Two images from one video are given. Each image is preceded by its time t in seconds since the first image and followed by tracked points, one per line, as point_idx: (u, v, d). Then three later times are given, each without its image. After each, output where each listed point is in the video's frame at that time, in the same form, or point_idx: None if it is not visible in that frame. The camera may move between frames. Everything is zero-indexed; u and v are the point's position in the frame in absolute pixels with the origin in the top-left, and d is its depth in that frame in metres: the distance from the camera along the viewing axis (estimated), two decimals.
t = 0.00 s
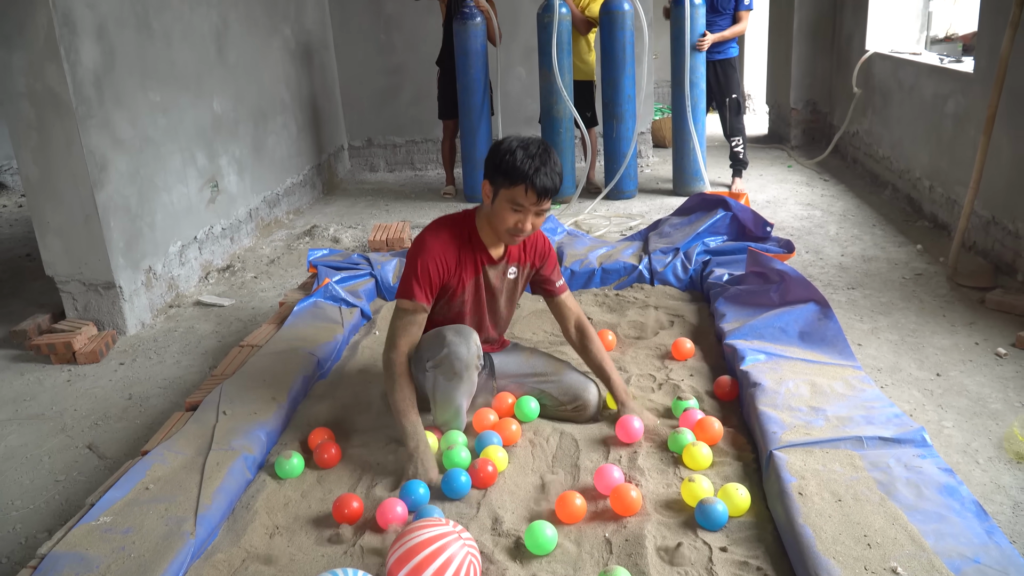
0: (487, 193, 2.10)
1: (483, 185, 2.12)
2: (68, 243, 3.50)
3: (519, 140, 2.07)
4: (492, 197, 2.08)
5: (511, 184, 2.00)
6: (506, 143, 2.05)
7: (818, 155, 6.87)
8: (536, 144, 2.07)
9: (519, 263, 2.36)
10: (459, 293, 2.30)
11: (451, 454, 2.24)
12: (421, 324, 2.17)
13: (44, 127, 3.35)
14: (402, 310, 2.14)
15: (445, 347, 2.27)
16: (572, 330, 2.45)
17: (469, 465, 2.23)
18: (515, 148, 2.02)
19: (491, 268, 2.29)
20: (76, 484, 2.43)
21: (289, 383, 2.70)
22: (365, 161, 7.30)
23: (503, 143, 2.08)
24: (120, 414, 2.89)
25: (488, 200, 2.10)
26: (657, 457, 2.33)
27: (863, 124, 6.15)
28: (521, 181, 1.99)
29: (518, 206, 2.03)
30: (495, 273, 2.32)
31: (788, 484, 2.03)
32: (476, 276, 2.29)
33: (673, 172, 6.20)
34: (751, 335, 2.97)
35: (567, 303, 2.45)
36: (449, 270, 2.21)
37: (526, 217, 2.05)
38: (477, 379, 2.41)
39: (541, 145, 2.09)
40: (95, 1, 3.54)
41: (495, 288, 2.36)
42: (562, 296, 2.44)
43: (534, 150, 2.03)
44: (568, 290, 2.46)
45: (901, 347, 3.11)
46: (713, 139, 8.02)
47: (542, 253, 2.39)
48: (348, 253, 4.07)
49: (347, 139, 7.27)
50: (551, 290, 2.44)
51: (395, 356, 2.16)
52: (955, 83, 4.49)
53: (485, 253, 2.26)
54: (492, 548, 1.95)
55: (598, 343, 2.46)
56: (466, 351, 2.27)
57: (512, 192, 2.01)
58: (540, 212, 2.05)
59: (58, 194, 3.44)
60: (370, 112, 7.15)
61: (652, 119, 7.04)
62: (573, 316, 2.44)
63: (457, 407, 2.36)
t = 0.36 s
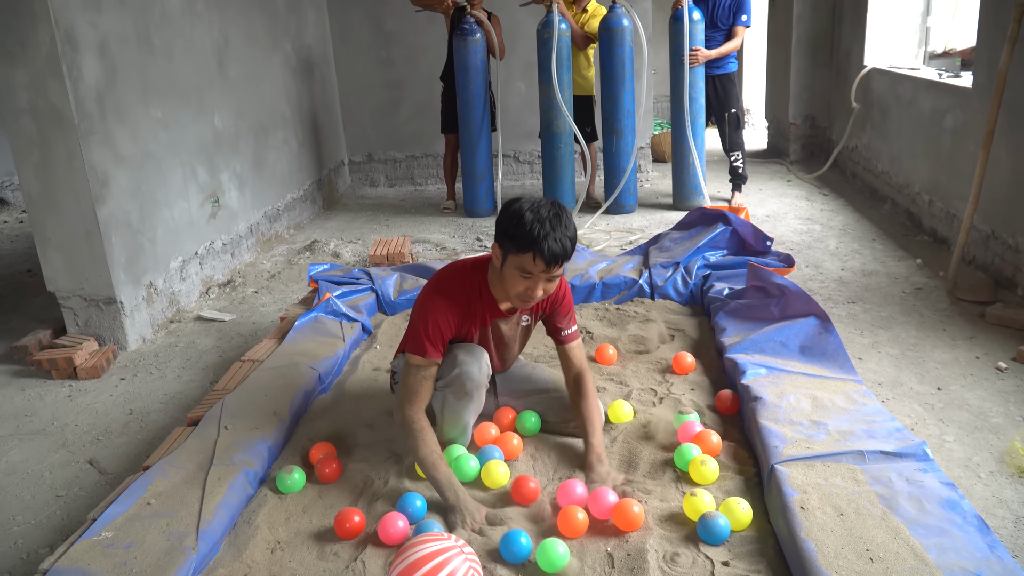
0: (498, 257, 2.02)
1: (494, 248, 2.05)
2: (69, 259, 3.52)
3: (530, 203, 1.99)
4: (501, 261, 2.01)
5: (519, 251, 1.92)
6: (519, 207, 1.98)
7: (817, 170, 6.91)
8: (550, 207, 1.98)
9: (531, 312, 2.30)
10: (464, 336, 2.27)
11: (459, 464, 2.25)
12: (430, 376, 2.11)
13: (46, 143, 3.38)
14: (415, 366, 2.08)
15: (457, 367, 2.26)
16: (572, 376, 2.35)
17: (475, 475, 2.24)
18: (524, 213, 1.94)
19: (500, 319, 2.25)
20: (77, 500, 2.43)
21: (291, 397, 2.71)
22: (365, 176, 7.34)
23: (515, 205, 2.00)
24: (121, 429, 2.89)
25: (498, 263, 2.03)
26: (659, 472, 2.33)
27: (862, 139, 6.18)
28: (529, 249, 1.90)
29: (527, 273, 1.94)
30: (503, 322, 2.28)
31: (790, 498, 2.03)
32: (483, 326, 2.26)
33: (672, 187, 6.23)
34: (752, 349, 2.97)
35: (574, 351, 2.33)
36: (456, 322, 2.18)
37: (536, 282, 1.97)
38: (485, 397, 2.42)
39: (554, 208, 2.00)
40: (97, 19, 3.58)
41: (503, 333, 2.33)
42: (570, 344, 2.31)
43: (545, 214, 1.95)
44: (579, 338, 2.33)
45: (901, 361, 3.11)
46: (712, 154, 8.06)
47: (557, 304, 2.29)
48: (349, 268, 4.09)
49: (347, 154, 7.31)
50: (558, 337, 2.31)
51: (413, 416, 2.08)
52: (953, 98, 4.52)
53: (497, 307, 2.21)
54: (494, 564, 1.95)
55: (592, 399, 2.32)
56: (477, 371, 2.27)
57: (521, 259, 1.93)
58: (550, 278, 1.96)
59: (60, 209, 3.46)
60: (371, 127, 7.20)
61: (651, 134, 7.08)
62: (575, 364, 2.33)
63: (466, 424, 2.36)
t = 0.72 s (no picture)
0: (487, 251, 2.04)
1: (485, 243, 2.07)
2: (73, 266, 3.53)
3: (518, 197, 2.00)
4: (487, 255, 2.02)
5: (498, 242, 1.93)
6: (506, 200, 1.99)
7: (819, 177, 6.92)
8: (537, 202, 1.98)
9: (532, 314, 2.26)
10: (465, 339, 2.26)
11: (453, 476, 2.24)
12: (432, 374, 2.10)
13: (51, 151, 3.39)
14: (413, 362, 2.07)
15: (462, 370, 2.25)
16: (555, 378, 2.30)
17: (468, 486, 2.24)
18: (505, 206, 1.95)
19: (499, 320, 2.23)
20: (81, 505, 2.43)
21: (295, 403, 2.72)
22: (368, 183, 7.36)
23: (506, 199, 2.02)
24: (124, 435, 2.89)
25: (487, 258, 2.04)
26: (663, 477, 2.33)
27: (865, 145, 6.19)
28: (506, 240, 1.90)
29: (506, 265, 1.94)
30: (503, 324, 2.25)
31: (794, 504, 2.03)
32: (483, 327, 2.25)
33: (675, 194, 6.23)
34: (755, 355, 2.97)
35: (563, 357, 2.28)
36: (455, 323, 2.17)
37: (516, 276, 1.95)
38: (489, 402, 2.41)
39: (543, 203, 1.99)
40: (101, 27, 3.60)
41: (504, 335, 2.29)
42: (560, 349, 2.27)
43: (527, 208, 1.94)
44: (570, 344, 2.28)
45: (905, 367, 3.11)
46: (713, 161, 8.07)
47: (552, 306, 2.24)
48: (352, 274, 4.10)
49: (350, 161, 7.33)
50: (549, 341, 2.27)
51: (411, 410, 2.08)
52: (955, 105, 4.53)
53: (496, 308, 2.20)
54: (497, 569, 1.95)
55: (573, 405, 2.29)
56: (482, 374, 2.26)
57: (499, 251, 1.93)
58: (530, 271, 1.94)
59: (63, 217, 3.47)
60: (374, 134, 7.23)
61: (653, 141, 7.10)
62: (561, 369, 2.29)
63: (470, 428, 2.37)
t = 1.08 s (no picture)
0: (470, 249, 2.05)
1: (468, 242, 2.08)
2: (82, 262, 3.55)
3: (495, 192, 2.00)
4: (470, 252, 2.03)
5: (475, 238, 1.93)
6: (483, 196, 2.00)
7: (828, 173, 6.88)
8: (513, 195, 1.97)
9: (528, 305, 2.27)
10: (458, 331, 2.29)
11: (461, 473, 2.23)
12: (419, 364, 2.14)
13: (60, 148, 3.40)
14: (400, 352, 2.12)
15: (459, 367, 2.27)
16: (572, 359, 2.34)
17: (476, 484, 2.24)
18: (480, 203, 1.96)
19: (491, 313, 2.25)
20: (91, 500, 2.44)
21: (302, 399, 2.72)
22: (375, 180, 7.37)
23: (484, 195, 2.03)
24: (133, 431, 2.91)
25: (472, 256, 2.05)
26: (670, 473, 2.33)
27: (874, 141, 6.16)
28: (482, 236, 1.91)
29: (485, 260, 1.94)
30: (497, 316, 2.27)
31: (803, 502, 2.02)
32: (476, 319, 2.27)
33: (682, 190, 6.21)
34: (763, 352, 2.96)
35: (575, 339, 2.31)
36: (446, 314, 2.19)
37: (496, 271, 1.95)
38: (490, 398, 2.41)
39: (519, 196, 1.98)
40: (110, 24, 3.61)
41: (498, 327, 2.32)
42: (571, 333, 2.28)
43: (503, 202, 1.94)
44: (580, 327, 2.29)
45: (914, 364, 3.09)
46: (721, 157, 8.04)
47: (553, 295, 2.24)
48: (359, 271, 4.10)
49: (357, 157, 7.34)
50: (558, 328, 2.28)
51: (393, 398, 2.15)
52: (965, 101, 4.50)
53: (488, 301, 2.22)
54: (505, 566, 1.95)
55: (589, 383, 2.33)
56: (480, 370, 2.27)
57: (477, 247, 1.94)
58: (510, 265, 1.94)
59: (72, 213, 3.48)
60: (381, 131, 7.23)
61: (661, 137, 7.07)
62: (575, 350, 2.32)
63: (472, 425, 2.36)
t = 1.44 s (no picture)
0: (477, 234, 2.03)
1: (472, 226, 2.06)
2: (90, 260, 3.57)
3: (499, 174, 1.99)
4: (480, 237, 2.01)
5: (493, 224, 1.92)
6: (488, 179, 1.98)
7: (837, 172, 6.85)
8: (519, 175, 1.97)
9: (532, 290, 2.26)
10: (465, 319, 2.28)
11: (469, 470, 2.23)
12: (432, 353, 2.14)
13: (68, 146, 3.42)
14: (410, 341, 2.11)
15: (466, 363, 2.27)
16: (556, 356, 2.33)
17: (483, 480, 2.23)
18: (490, 187, 1.94)
19: (497, 298, 2.24)
20: (99, 498, 2.46)
21: (310, 397, 2.73)
22: (382, 178, 7.38)
23: (485, 177, 2.01)
24: (141, 428, 2.92)
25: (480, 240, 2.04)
26: (677, 473, 2.32)
27: (883, 140, 6.12)
28: (501, 221, 1.90)
29: (504, 244, 1.94)
30: (503, 301, 2.25)
31: (810, 502, 2.01)
32: (483, 306, 2.25)
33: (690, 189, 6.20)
34: (771, 352, 2.95)
35: (564, 333, 2.31)
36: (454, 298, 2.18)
37: (516, 253, 1.96)
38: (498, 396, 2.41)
39: (524, 174, 1.99)
40: (118, 23, 3.63)
41: (503, 313, 2.30)
42: (562, 326, 2.29)
43: (512, 184, 1.94)
44: (571, 320, 2.31)
45: (923, 364, 3.08)
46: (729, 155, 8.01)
47: (553, 283, 2.26)
48: (367, 269, 4.10)
49: (364, 156, 7.35)
50: (551, 319, 2.29)
51: (408, 388, 2.14)
52: (975, 99, 4.47)
53: (493, 286, 2.21)
54: (511, 564, 1.95)
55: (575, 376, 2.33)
56: (487, 367, 2.27)
57: (495, 233, 1.93)
58: (529, 246, 1.96)
59: (81, 211, 3.50)
60: (388, 130, 7.24)
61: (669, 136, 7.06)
62: (562, 345, 2.32)
63: (478, 423, 2.36)
